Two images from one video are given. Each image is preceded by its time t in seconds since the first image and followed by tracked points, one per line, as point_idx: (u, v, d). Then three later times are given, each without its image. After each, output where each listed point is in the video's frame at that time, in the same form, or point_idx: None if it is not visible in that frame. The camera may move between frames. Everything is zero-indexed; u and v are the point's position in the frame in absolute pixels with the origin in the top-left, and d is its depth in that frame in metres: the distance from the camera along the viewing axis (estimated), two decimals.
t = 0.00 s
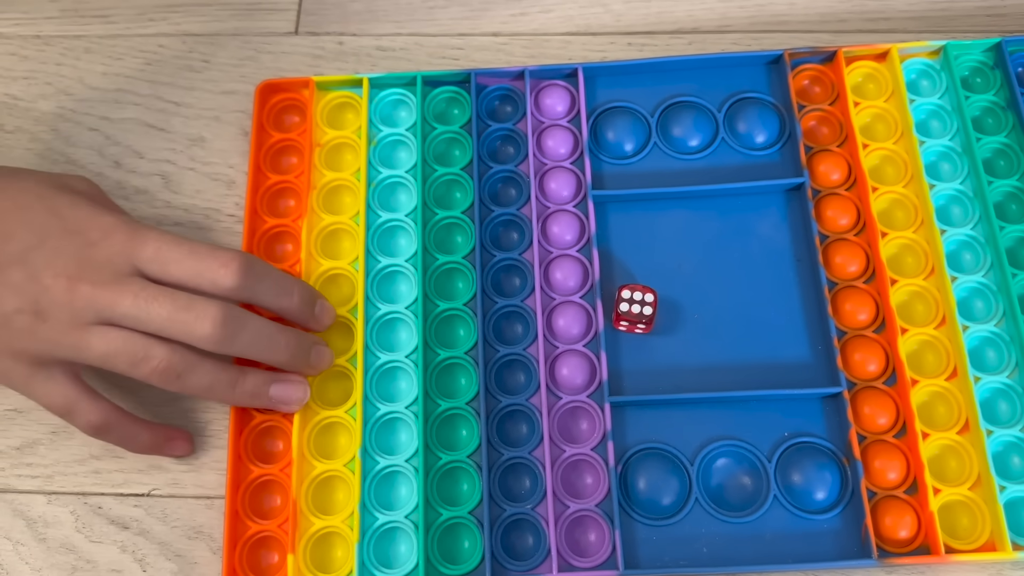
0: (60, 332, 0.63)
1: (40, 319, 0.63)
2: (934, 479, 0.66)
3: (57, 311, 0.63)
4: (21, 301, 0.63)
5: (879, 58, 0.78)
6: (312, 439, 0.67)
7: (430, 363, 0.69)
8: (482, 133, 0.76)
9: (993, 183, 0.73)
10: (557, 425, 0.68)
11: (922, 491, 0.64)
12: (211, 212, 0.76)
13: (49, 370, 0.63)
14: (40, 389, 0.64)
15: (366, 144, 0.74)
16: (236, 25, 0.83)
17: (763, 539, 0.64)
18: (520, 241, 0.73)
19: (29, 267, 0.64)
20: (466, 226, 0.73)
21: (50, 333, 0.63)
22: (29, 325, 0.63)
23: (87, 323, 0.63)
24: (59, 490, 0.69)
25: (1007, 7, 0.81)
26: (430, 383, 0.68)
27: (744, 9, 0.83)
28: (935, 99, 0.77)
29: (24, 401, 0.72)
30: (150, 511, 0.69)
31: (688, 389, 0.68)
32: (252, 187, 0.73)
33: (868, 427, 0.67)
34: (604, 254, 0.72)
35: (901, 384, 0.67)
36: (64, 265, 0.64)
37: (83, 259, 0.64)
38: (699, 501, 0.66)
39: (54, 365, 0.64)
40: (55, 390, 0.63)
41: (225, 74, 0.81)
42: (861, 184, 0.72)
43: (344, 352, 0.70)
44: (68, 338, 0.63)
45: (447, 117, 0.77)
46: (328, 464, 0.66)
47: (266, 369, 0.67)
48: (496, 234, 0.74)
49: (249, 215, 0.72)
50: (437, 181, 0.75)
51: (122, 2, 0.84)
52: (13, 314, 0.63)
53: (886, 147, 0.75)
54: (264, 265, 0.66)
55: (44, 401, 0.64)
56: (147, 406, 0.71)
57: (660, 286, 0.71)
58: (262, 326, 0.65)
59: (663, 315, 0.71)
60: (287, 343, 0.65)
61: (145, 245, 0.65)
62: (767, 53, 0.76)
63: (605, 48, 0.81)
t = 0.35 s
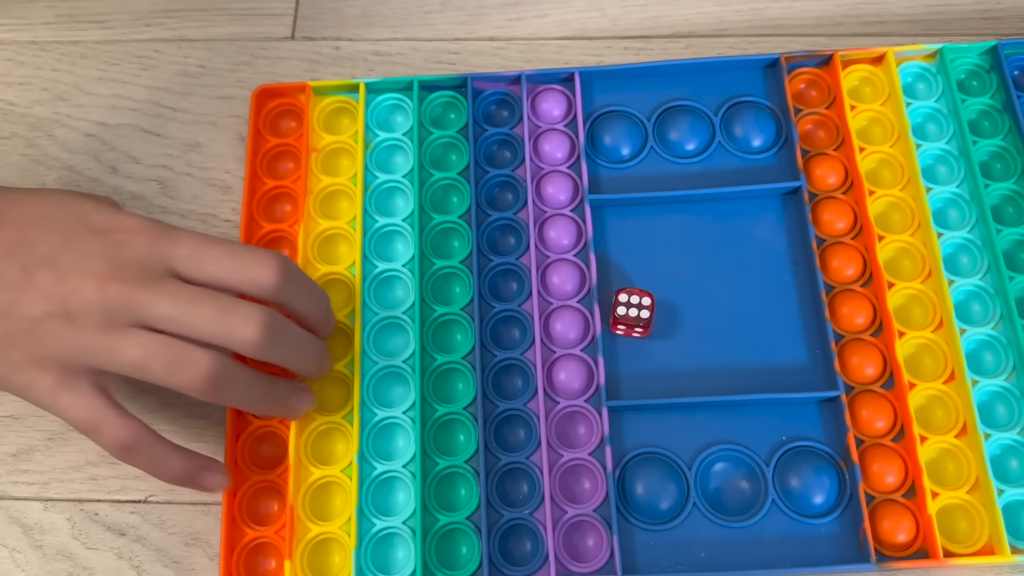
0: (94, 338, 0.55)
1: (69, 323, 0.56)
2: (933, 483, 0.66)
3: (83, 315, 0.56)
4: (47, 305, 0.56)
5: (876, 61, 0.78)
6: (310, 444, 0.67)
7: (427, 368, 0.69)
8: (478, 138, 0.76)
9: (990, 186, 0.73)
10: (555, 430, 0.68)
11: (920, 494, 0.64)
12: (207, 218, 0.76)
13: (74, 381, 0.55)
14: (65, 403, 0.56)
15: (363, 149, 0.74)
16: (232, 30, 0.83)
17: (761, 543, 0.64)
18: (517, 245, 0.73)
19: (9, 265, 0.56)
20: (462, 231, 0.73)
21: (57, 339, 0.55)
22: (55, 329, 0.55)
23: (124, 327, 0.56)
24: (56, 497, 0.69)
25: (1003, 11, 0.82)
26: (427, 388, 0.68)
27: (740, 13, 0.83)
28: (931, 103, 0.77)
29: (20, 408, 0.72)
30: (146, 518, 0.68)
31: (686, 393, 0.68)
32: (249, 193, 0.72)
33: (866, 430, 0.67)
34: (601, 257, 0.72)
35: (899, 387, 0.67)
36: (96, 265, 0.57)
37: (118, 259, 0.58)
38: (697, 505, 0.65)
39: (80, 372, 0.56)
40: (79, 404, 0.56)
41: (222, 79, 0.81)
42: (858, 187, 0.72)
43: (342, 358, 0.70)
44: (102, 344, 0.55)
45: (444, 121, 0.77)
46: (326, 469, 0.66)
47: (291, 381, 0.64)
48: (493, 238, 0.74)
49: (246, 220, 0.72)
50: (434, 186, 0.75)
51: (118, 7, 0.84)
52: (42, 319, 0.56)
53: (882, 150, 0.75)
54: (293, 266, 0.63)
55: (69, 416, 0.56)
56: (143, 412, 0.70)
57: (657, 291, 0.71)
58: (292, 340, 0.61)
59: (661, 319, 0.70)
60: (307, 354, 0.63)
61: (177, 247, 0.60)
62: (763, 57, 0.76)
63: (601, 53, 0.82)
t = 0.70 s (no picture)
0: (297, 354, 0.61)
1: (269, 342, 0.60)
2: (922, 482, 0.66)
3: (279, 335, 0.61)
4: (244, 327, 0.60)
5: (866, 62, 0.78)
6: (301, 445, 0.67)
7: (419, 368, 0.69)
8: (470, 140, 0.76)
9: (979, 187, 0.74)
10: (546, 431, 0.68)
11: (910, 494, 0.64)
12: (198, 220, 0.76)
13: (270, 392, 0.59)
14: (265, 414, 0.59)
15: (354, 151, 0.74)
16: (223, 33, 0.83)
17: (751, 543, 0.64)
18: (508, 247, 0.73)
19: (202, 291, 0.61)
20: (453, 232, 0.74)
21: (260, 358, 0.60)
22: (255, 348, 0.60)
23: (319, 340, 0.62)
24: (47, 499, 0.69)
25: (992, 12, 0.82)
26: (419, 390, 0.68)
27: (730, 14, 0.83)
28: (921, 104, 0.77)
29: (11, 410, 0.72)
30: (137, 519, 0.68)
31: (676, 394, 0.68)
32: (239, 195, 0.73)
33: (856, 431, 0.67)
34: (592, 259, 0.73)
35: (888, 388, 0.67)
36: (283, 286, 0.62)
37: (299, 280, 0.63)
38: (687, 506, 0.66)
39: (278, 386, 0.60)
40: (281, 407, 0.59)
41: (213, 82, 0.82)
42: (847, 188, 0.72)
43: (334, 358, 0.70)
44: (305, 358, 0.61)
45: (435, 123, 0.77)
46: (317, 470, 0.66)
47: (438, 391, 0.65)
48: (484, 240, 0.74)
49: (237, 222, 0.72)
50: (425, 187, 0.75)
51: (110, 10, 0.84)
52: (241, 341, 0.60)
53: (872, 151, 0.75)
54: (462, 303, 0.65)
55: (269, 423, 0.59)
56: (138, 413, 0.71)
57: (648, 292, 0.71)
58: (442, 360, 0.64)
59: (651, 319, 0.71)
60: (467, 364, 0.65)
61: (349, 261, 0.65)
62: (753, 58, 0.76)
63: (592, 54, 0.82)
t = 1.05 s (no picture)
0: (321, 353, 0.62)
1: (294, 343, 0.61)
2: (917, 476, 0.67)
3: (304, 334, 0.62)
4: (270, 329, 0.62)
5: (860, 62, 0.79)
6: (304, 441, 0.68)
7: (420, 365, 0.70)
8: (470, 139, 0.77)
9: (972, 185, 0.75)
10: (546, 426, 0.69)
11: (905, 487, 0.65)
12: (201, 219, 0.77)
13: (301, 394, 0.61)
14: (298, 414, 0.61)
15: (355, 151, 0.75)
16: (225, 35, 0.84)
17: (749, 536, 0.65)
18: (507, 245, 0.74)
19: (227, 295, 0.62)
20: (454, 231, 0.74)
21: (289, 360, 0.61)
22: (281, 350, 0.61)
23: (345, 333, 0.62)
24: (52, 495, 0.70)
25: (984, 12, 0.83)
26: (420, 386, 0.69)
27: (726, 16, 0.84)
28: (915, 103, 0.78)
29: (16, 408, 0.73)
30: (142, 515, 0.69)
31: (674, 390, 0.69)
32: (242, 194, 0.73)
33: (851, 425, 0.68)
34: (590, 257, 0.74)
35: (883, 382, 0.68)
36: (302, 283, 0.63)
37: (318, 274, 0.64)
38: (685, 500, 0.66)
39: (307, 385, 0.62)
40: (312, 408, 0.61)
41: (216, 83, 0.83)
42: (842, 186, 0.73)
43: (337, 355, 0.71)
44: (329, 355, 0.62)
45: (435, 123, 0.78)
46: (320, 466, 0.67)
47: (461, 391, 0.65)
48: (483, 239, 0.75)
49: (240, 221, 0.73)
50: (426, 187, 0.76)
51: (113, 13, 0.85)
52: (266, 344, 0.61)
53: (867, 150, 0.76)
54: (479, 274, 0.65)
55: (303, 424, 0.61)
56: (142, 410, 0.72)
57: (646, 289, 0.72)
58: (465, 360, 0.64)
59: (650, 316, 0.72)
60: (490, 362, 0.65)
61: (367, 249, 0.65)
62: (749, 58, 0.77)
63: (590, 55, 0.83)
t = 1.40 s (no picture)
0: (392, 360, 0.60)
1: (365, 351, 0.59)
2: (920, 480, 0.67)
3: (375, 341, 0.60)
4: (341, 337, 0.59)
5: (860, 64, 0.79)
6: (301, 447, 0.67)
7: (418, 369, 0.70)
8: (468, 142, 0.76)
9: (974, 187, 0.74)
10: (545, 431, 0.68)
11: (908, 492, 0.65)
12: (196, 223, 0.76)
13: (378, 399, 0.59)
14: (377, 420, 0.58)
15: (352, 153, 0.74)
16: (220, 37, 0.84)
17: (750, 541, 0.65)
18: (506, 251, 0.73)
19: (292, 304, 0.59)
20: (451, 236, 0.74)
21: (362, 369, 0.59)
22: (352, 359, 0.59)
23: (412, 340, 0.61)
24: (46, 501, 0.69)
25: (984, 13, 0.82)
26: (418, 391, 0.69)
27: (724, 17, 0.84)
28: (916, 104, 0.78)
29: (10, 413, 0.72)
30: (136, 521, 0.68)
31: (674, 395, 0.69)
32: (239, 197, 0.73)
33: (853, 429, 0.67)
34: (590, 260, 0.73)
35: (885, 386, 0.67)
36: (368, 292, 0.61)
37: (380, 282, 0.62)
38: (686, 505, 0.66)
39: (381, 391, 0.59)
40: (392, 411, 0.59)
41: (211, 86, 0.82)
42: (843, 188, 0.73)
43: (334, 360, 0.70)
44: (400, 363, 0.60)
45: (433, 126, 0.78)
46: (317, 472, 0.67)
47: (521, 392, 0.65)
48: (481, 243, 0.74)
49: (237, 224, 0.72)
50: (423, 190, 0.75)
51: (107, 16, 0.85)
52: (339, 351, 0.59)
53: (868, 152, 0.76)
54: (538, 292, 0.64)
55: (384, 429, 0.58)
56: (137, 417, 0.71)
57: (645, 292, 0.72)
58: (531, 366, 0.63)
59: (650, 320, 0.71)
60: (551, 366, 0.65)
61: (421, 253, 0.63)
62: (749, 60, 0.77)
63: (588, 57, 0.82)
